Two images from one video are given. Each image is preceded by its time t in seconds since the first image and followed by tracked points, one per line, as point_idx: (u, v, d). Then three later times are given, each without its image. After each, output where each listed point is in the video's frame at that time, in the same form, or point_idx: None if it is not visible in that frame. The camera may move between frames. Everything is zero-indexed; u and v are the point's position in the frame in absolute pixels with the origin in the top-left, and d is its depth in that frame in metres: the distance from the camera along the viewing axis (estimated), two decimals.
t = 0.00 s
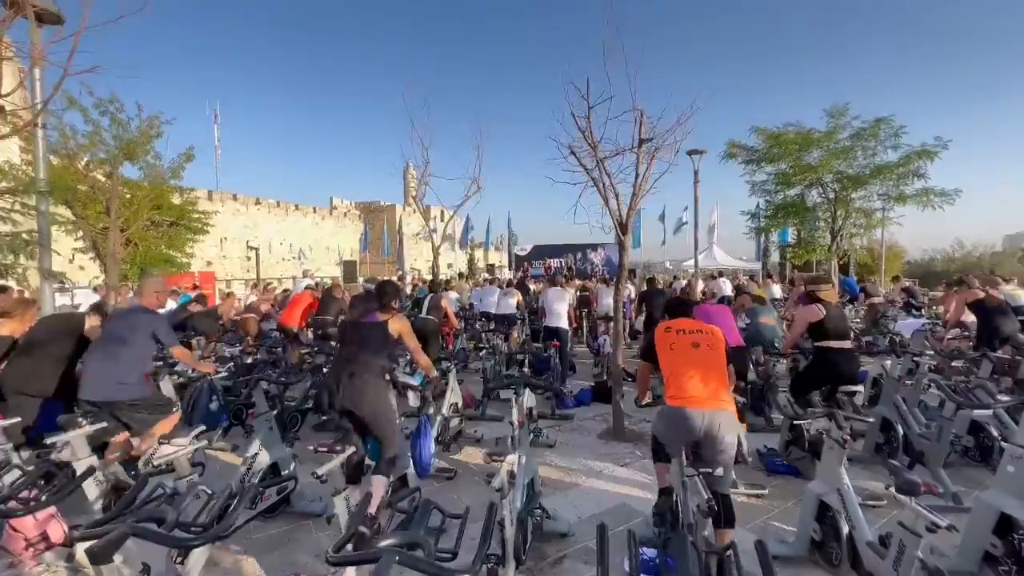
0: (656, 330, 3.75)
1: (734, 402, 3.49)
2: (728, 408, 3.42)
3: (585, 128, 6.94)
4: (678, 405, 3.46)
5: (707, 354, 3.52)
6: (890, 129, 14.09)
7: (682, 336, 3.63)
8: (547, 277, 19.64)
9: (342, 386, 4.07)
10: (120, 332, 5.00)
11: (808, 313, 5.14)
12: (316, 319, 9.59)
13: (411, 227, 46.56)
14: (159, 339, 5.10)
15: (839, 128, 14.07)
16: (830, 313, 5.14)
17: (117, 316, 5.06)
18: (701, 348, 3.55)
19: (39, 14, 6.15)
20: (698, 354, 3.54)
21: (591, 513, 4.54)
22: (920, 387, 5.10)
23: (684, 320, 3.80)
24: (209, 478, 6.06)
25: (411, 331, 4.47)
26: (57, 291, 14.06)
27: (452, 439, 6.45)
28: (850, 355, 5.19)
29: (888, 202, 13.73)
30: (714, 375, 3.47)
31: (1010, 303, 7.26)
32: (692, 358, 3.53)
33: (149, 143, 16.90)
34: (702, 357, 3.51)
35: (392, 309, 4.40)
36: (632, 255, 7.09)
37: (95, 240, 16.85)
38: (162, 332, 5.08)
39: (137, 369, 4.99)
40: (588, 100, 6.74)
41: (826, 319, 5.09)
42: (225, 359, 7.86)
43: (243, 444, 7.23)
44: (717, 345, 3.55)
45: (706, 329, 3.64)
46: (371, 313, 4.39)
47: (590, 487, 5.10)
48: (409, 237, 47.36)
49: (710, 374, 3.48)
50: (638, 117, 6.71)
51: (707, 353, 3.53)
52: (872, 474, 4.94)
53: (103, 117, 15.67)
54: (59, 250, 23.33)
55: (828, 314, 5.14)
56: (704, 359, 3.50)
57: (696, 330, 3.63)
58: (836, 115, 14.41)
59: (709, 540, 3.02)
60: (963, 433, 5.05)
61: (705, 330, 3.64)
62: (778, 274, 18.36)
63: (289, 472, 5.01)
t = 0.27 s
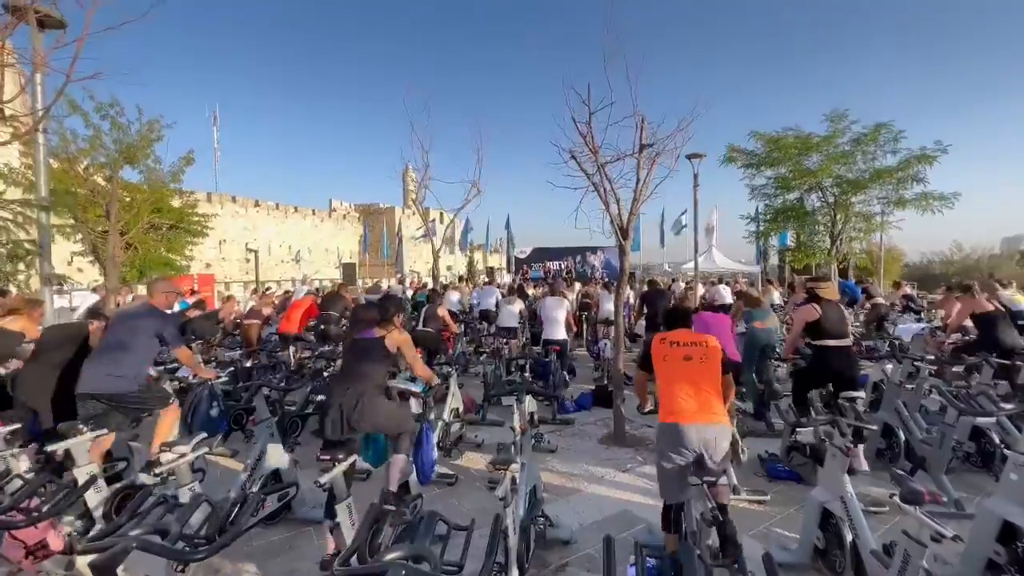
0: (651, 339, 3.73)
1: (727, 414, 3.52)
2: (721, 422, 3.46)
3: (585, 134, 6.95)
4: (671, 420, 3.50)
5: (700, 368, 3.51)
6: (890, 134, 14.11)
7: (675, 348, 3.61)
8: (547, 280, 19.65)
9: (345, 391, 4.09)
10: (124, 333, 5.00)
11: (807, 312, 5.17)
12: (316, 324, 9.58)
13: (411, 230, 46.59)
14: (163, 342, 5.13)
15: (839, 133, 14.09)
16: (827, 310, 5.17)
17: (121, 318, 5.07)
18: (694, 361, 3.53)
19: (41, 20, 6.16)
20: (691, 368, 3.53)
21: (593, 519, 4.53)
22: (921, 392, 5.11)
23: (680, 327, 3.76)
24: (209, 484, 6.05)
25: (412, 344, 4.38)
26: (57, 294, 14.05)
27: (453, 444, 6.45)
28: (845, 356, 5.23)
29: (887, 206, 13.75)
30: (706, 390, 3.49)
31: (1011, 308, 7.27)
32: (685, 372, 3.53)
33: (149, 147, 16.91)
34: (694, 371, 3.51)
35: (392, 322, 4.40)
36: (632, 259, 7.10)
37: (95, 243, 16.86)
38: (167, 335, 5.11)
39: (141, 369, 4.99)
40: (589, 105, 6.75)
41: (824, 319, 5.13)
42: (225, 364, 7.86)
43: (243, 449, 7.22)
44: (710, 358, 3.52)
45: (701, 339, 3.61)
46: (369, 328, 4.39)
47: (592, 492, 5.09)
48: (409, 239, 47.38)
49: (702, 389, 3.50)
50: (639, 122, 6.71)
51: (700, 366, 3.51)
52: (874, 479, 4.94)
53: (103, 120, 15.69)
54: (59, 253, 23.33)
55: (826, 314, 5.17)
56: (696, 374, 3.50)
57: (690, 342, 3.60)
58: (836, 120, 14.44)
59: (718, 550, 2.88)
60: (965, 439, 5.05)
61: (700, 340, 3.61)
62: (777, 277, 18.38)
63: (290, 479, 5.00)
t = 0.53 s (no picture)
0: (656, 344, 3.69)
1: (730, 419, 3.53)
2: (725, 427, 3.46)
3: (586, 138, 6.94)
4: (677, 425, 3.48)
5: (706, 374, 3.50)
6: (889, 140, 14.13)
7: (681, 353, 3.58)
8: (546, 283, 19.64)
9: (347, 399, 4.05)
10: (124, 337, 4.97)
11: (801, 327, 5.19)
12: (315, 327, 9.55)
13: (410, 232, 46.59)
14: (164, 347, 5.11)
15: (838, 138, 14.10)
16: (823, 329, 5.17)
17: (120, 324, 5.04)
18: (700, 367, 3.52)
19: (41, 21, 6.15)
20: (697, 373, 3.51)
21: (593, 526, 4.52)
22: (922, 398, 5.10)
23: (683, 332, 3.74)
24: (207, 489, 6.03)
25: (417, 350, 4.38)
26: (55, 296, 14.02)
27: (453, 450, 6.43)
28: (843, 371, 5.20)
29: (886, 212, 13.75)
30: (711, 395, 3.48)
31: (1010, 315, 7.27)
32: (691, 378, 3.51)
33: (148, 149, 16.89)
34: (701, 377, 3.50)
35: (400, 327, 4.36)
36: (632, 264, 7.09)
37: (93, 244, 16.82)
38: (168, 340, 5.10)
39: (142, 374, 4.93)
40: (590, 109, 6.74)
41: (819, 334, 5.14)
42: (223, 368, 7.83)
43: (241, 453, 7.19)
44: (717, 364, 3.52)
45: (705, 345, 3.60)
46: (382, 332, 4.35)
47: (592, 499, 5.08)
48: (408, 242, 47.37)
49: (708, 394, 3.49)
50: (640, 127, 6.71)
51: (705, 372, 3.51)
52: (874, 486, 4.94)
53: (102, 122, 15.68)
54: (56, 254, 23.28)
55: (821, 330, 5.17)
56: (702, 380, 3.49)
57: (696, 347, 3.58)
58: (835, 125, 14.46)
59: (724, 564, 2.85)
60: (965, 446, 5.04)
61: (705, 346, 3.60)
62: (776, 282, 18.38)
63: (289, 485, 4.97)
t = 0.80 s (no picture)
0: (662, 351, 3.70)
1: (739, 428, 3.48)
2: (734, 436, 3.42)
3: (586, 142, 6.94)
4: (684, 434, 3.44)
5: (714, 382, 3.49)
6: (887, 146, 14.17)
7: (689, 361, 3.58)
8: (544, 285, 19.66)
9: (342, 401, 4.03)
10: (117, 338, 4.95)
11: (803, 324, 5.15)
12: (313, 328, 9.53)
13: (408, 233, 46.56)
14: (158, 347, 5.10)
15: (837, 144, 14.13)
16: (824, 320, 5.15)
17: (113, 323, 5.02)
18: (709, 375, 3.51)
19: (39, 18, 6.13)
20: (705, 382, 3.50)
21: (590, 531, 4.52)
22: (919, 404, 5.10)
23: (690, 340, 3.75)
24: (202, 491, 6.01)
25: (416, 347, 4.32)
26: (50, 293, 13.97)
27: (450, 453, 6.42)
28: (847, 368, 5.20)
29: (884, 217, 13.79)
30: (719, 403, 3.45)
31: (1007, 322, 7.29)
32: (699, 386, 3.50)
33: (145, 147, 16.85)
34: (708, 385, 3.49)
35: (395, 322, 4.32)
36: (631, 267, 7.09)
37: (89, 242, 16.77)
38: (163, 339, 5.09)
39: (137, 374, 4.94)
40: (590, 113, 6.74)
41: (822, 329, 5.11)
42: (220, 369, 7.81)
43: (237, 455, 7.17)
44: (725, 372, 3.51)
45: (713, 352, 3.60)
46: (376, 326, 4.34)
47: (589, 503, 5.07)
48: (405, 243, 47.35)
49: (716, 402, 3.46)
50: (640, 131, 6.72)
51: (713, 380, 3.50)
52: (871, 492, 4.94)
53: (99, 120, 15.64)
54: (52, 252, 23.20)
55: (824, 325, 5.14)
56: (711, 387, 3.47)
57: (704, 355, 3.58)
58: (834, 131, 14.50)
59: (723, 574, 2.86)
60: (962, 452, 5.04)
61: (712, 354, 3.60)
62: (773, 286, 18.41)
63: (285, 488, 4.96)
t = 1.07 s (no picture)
0: (656, 358, 3.72)
1: (735, 433, 3.50)
2: (730, 441, 3.43)
3: (584, 144, 6.96)
4: (681, 439, 3.46)
5: (709, 386, 3.52)
6: (883, 152, 14.22)
7: (682, 367, 3.61)
8: (541, 286, 19.67)
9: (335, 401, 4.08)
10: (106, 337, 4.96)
11: (807, 338, 5.20)
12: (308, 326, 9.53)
13: (405, 233, 46.52)
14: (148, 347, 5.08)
15: (834, 148, 14.18)
16: (827, 337, 5.21)
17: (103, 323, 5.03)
18: (703, 380, 3.54)
19: (36, 13, 6.11)
20: (699, 387, 3.53)
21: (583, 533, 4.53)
22: (912, 409, 5.13)
23: (683, 345, 3.78)
24: (195, 489, 6.00)
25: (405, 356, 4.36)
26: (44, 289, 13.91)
27: (445, 453, 6.43)
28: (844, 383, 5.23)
29: (879, 222, 13.83)
30: (715, 407, 3.48)
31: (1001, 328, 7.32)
32: (694, 391, 3.52)
33: (142, 143, 16.80)
34: (703, 390, 3.51)
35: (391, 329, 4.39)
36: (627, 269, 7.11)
37: (84, 238, 16.72)
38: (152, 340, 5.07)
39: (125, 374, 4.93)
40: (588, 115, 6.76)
41: (823, 344, 5.16)
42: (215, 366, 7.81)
43: (231, 454, 7.16)
44: (719, 377, 3.54)
45: (707, 357, 3.64)
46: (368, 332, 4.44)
47: (583, 505, 5.09)
48: (403, 242, 47.32)
49: (711, 407, 3.49)
50: (638, 134, 6.73)
51: (708, 385, 3.53)
52: (864, 495, 4.97)
53: (96, 115, 15.59)
54: (47, 247, 23.11)
55: (826, 341, 5.20)
56: (706, 392, 3.50)
57: (697, 360, 3.61)
58: (830, 136, 14.55)
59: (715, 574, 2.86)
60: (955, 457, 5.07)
61: (706, 359, 3.64)
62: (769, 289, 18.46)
63: (279, 487, 4.96)
